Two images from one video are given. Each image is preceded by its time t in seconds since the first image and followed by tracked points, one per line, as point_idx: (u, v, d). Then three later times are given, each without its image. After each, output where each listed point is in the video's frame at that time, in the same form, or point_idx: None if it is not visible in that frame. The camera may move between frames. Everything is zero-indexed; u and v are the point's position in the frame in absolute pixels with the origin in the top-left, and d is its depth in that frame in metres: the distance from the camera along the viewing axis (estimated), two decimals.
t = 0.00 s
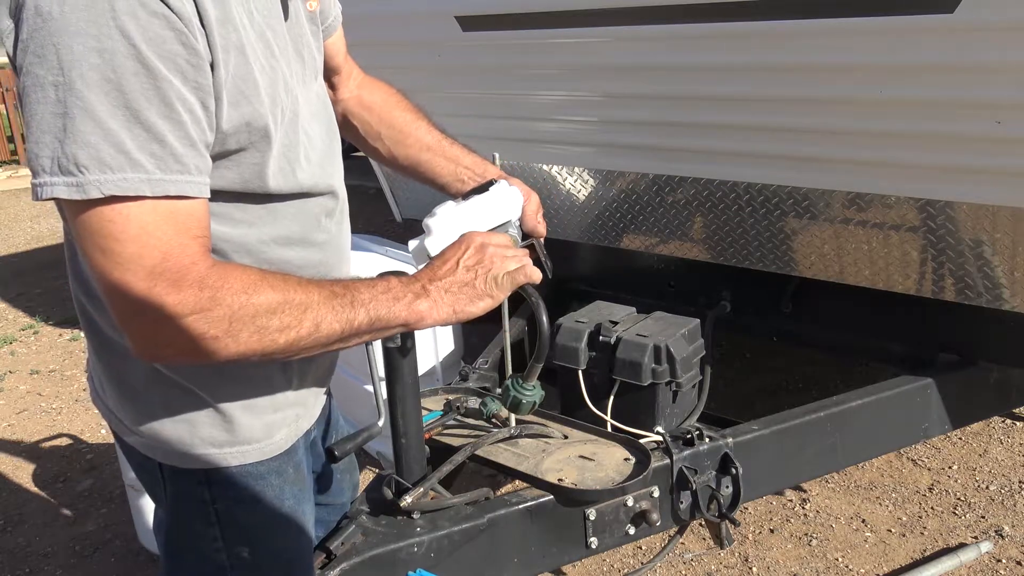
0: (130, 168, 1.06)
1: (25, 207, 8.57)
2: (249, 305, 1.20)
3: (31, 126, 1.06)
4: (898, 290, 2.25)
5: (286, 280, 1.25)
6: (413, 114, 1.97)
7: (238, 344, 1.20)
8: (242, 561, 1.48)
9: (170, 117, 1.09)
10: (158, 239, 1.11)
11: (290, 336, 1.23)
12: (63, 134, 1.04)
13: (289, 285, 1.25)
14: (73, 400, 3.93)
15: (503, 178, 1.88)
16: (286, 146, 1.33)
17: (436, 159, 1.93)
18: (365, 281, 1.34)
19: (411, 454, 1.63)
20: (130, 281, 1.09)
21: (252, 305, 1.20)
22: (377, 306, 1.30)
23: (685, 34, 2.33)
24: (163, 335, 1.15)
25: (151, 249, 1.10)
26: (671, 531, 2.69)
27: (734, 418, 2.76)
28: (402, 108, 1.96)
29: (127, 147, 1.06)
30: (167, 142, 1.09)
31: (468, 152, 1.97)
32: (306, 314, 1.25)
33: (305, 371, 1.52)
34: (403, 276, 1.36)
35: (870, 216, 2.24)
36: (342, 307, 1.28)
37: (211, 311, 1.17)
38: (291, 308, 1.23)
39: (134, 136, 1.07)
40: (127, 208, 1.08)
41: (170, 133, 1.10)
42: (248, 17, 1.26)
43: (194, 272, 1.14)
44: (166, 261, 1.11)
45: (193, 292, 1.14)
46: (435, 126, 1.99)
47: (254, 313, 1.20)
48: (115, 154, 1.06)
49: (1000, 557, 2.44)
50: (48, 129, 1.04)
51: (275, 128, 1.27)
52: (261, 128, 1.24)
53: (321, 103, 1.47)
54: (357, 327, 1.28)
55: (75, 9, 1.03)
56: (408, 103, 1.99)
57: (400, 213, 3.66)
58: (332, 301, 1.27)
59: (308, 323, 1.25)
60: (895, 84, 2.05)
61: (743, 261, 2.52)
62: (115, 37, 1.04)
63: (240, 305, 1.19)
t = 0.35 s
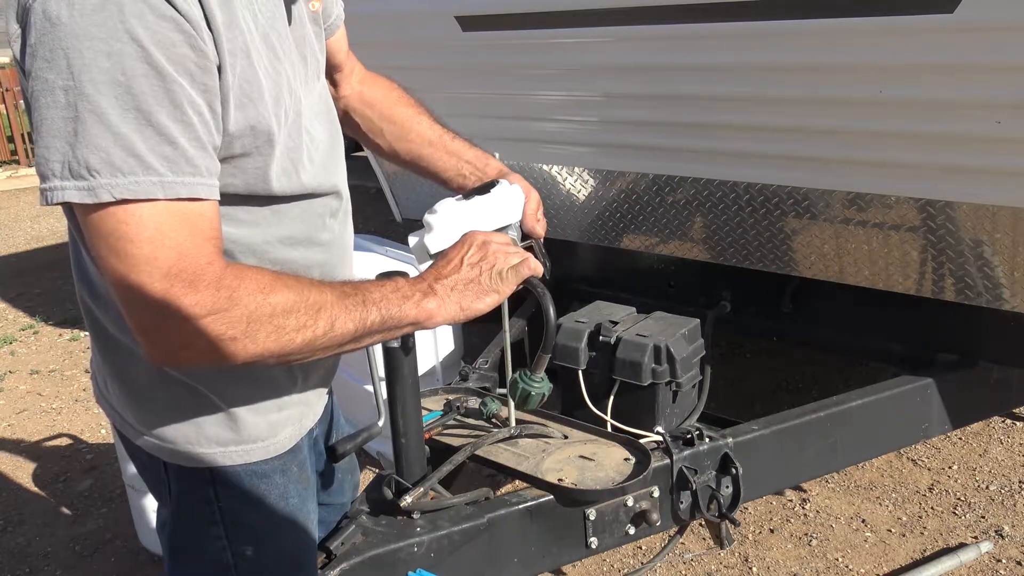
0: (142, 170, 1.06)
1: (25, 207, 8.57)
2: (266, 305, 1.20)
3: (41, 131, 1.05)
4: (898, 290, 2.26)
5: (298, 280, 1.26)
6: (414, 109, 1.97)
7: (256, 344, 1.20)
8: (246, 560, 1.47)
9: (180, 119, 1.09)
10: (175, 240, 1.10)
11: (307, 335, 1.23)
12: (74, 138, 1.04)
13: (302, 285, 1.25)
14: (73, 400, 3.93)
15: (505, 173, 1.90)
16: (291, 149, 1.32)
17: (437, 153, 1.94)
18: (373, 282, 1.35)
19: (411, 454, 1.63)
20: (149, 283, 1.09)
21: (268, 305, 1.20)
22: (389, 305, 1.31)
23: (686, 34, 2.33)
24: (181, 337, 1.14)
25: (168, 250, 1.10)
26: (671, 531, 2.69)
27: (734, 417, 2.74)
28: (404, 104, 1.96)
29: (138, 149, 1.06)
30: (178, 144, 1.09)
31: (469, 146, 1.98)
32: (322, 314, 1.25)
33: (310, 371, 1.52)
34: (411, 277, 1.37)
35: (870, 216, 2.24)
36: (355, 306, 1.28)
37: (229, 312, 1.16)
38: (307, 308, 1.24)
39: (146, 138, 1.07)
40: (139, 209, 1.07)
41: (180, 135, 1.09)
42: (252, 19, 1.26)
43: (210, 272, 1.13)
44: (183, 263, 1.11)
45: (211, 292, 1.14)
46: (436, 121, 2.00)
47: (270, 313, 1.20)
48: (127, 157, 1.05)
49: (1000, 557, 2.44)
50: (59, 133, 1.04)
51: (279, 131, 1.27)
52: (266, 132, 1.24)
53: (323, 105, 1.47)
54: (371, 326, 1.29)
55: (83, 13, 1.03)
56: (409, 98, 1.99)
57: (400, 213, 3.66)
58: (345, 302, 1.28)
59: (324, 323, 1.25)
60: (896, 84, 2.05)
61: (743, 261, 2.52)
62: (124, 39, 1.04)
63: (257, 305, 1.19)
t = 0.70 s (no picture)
0: (155, 165, 1.06)
1: (24, 207, 8.56)
2: (284, 299, 1.20)
3: (51, 130, 1.05)
4: (898, 290, 2.26)
5: (317, 274, 1.26)
6: (410, 101, 1.96)
7: (277, 338, 1.20)
8: (248, 559, 1.46)
9: (191, 112, 1.09)
10: (190, 233, 1.10)
11: (326, 329, 1.23)
12: (86, 134, 1.04)
13: (321, 279, 1.25)
14: (73, 400, 3.93)
15: (499, 165, 1.90)
16: (292, 146, 1.32)
17: (432, 147, 1.95)
18: (390, 277, 1.35)
19: (410, 453, 1.66)
20: (166, 278, 1.08)
21: (286, 299, 1.20)
22: (406, 301, 1.31)
23: (686, 34, 2.33)
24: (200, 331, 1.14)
25: (183, 244, 1.10)
26: (671, 531, 2.69)
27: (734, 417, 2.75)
28: (400, 96, 1.95)
29: (151, 144, 1.06)
30: (191, 137, 1.09)
31: (465, 138, 1.97)
32: (341, 309, 1.25)
33: (312, 369, 1.51)
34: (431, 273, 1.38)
35: (870, 216, 2.24)
36: (374, 301, 1.29)
37: (248, 306, 1.16)
38: (326, 302, 1.24)
39: (158, 132, 1.07)
40: (154, 202, 1.07)
41: (193, 129, 1.09)
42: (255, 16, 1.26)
43: (225, 267, 1.13)
44: (200, 257, 1.11)
45: (228, 286, 1.14)
46: (432, 113, 1.99)
47: (289, 307, 1.20)
48: (141, 153, 1.05)
49: (1000, 557, 2.44)
50: (69, 131, 1.04)
51: (282, 129, 1.27)
52: (270, 130, 1.24)
53: (322, 104, 1.47)
54: (389, 321, 1.29)
55: (91, 9, 1.03)
56: (405, 90, 1.98)
57: (400, 213, 3.66)
58: (364, 297, 1.28)
59: (344, 319, 1.25)
60: (896, 84, 2.05)
61: (743, 261, 2.52)
62: (134, 34, 1.04)
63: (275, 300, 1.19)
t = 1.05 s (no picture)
0: (163, 161, 1.07)
1: (24, 207, 8.56)
2: (286, 300, 1.21)
3: (60, 125, 1.05)
4: (898, 290, 2.25)
5: (325, 273, 1.26)
6: (398, 100, 1.97)
7: (273, 337, 1.21)
8: (251, 559, 1.47)
9: (197, 109, 1.09)
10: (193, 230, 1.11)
11: (323, 333, 1.25)
12: (93, 131, 1.04)
13: (329, 279, 1.26)
14: (73, 400, 3.93)
15: (484, 163, 1.91)
16: (294, 143, 1.32)
17: (417, 149, 1.96)
18: (400, 277, 1.35)
19: (411, 453, 1.67)
20: (166, 274, 1.09)
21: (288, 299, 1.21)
22: (409, 310, 1.33)
23: (686, 34, 2.33)
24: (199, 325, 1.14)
25: (185, 241, 1.10)
26: (671, 531, 2.68)
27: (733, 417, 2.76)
28: (388, 96, 1.96)
29: (158, 141, 1.06)
30: (197, 134, 1.09)
31: (451, 135, 1.98)
32: (342, 314, 1.26)
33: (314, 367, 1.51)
34: (442, 280, 1.38)
35: (870, 216, 2.24)
36: (377, 308, 1.30)
37: (248, 304, 1.17)
38: (329, 305, 1.25)
39: (165, 129, 1.07)
40: (161, 201, 1.09)
41: (198, 125, 1.09)
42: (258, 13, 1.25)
43: (228, 264, 1.13)
44: (202, 252, 1.11)
45: (229, 284, 1.14)
46: (420, 111, 2.00)
47: (290, 308, 1.21)
48: (149, 149, 1.06)
49: (1000, 557, 2.44)
50: (77, 126, 1.04)
51: (285, 126, 1.27)
52: (273, 126, 1.24)
53: (322, 100, 1.47)
54: (389, 329, 1.31)
55: (101, 5, 1.03)
56: (394, 88, 1.98)
57: (400, 213, 3.66)
58: (369, 301, 1.29)
59: (343, 324, 1.27)
60: (896, 85, 2.05)
61: (744, 261, 2.52)
62: (142, 31, 1.04)
63: (276, 297, 1.20)
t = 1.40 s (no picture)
0: (168, 160, 1.06)
1: (24, 207, 8.56)
2: (287, 300, 1.21)
3: (65, 125, 1.05)
4: (898, 290, 2.25)
5: (328, 275, 1.26)
6: (388, 105, 1.96)
7: (271, 335, 1.22)
8: (250, 559, 1.47)
9: (199, 107, 1.09)
10: (195, 229, 1.11)
11: (323, 333, 1.26)
12: (98, 131, 1.04)
13: (331, 281, 1.26)
14: (73, 400, 3.93)
15: (473, 168, 1.90)
16: (293, 142, 1.32)
17: (406, 153, 1.96)
18: (406, 278, 1.35)
19: (410, 453, 1.67)
20: (169, 271, 1.10)
21: (289, 300, 1.22)
22: (412, 314, 1.33)
23: (686, 34, 2.33)
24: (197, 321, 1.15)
25: (187, 241, 1.10)
26: (671, 531, 2.68)
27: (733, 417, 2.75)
28: (378, 101, 1.96)
29: (163, 140, 1.06)
30: (198, 132, 1.09)
31: (441, 141, 1.99)
32: (343, 315, 1.27)
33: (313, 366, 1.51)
34: (448, 284, 1.39)
35: (870, 216, 2.24)
36: (380, 311, 1.30)
37: (248, 303, 1.18)
38: (330, 307, 1.25)
39: (168, 128, 1.07)
40: (167, 201, 1.09)
41: (200, 123, 1.09)
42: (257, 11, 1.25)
43: (230, 264, 1.14)
44: (204, 252, 1.12)
45: (230, 282, 1.15)
46: (410, 117, 2.00)
47: (290, 308, 1.22)
48: (155, 148, 1.06)
49: (1000, 557, 2.44)
50: (82, 126, 1.04)
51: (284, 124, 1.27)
52: (271, 124, 1.24)
53: (320, 100, 1.46)
54: (389, 331, 1.32)
55: (102, 5, 1.03)
56: (385, 94, 1.99)
57: (400, 213, 3.66)
58: (372, 304, 1.29)
59: (344, 326, 1.27)
60: (896, 85, 2.05)
61: (743, 261, 2.52)
62: (143, 31, 1.04)
63: (276, 296, 1.20)
